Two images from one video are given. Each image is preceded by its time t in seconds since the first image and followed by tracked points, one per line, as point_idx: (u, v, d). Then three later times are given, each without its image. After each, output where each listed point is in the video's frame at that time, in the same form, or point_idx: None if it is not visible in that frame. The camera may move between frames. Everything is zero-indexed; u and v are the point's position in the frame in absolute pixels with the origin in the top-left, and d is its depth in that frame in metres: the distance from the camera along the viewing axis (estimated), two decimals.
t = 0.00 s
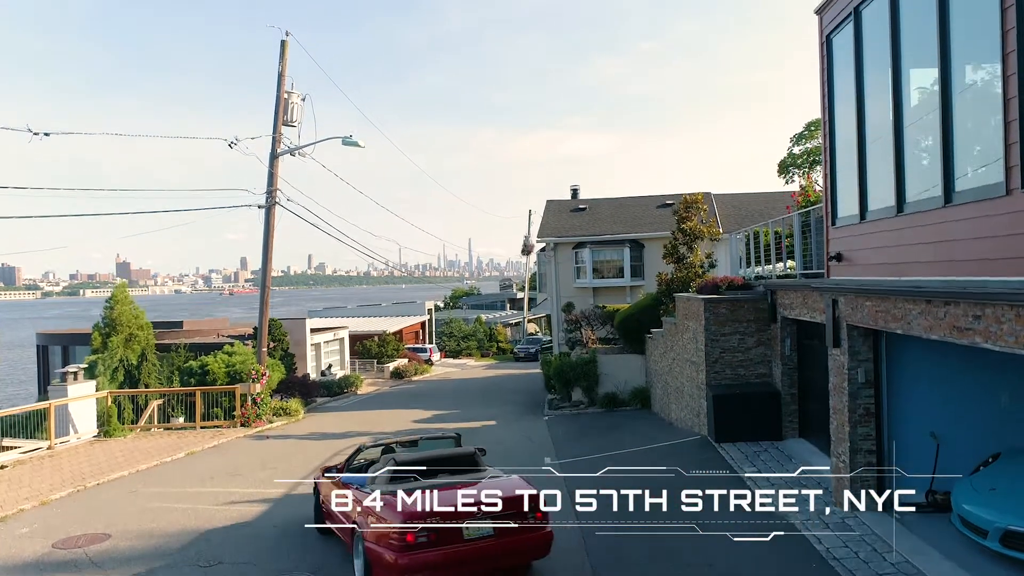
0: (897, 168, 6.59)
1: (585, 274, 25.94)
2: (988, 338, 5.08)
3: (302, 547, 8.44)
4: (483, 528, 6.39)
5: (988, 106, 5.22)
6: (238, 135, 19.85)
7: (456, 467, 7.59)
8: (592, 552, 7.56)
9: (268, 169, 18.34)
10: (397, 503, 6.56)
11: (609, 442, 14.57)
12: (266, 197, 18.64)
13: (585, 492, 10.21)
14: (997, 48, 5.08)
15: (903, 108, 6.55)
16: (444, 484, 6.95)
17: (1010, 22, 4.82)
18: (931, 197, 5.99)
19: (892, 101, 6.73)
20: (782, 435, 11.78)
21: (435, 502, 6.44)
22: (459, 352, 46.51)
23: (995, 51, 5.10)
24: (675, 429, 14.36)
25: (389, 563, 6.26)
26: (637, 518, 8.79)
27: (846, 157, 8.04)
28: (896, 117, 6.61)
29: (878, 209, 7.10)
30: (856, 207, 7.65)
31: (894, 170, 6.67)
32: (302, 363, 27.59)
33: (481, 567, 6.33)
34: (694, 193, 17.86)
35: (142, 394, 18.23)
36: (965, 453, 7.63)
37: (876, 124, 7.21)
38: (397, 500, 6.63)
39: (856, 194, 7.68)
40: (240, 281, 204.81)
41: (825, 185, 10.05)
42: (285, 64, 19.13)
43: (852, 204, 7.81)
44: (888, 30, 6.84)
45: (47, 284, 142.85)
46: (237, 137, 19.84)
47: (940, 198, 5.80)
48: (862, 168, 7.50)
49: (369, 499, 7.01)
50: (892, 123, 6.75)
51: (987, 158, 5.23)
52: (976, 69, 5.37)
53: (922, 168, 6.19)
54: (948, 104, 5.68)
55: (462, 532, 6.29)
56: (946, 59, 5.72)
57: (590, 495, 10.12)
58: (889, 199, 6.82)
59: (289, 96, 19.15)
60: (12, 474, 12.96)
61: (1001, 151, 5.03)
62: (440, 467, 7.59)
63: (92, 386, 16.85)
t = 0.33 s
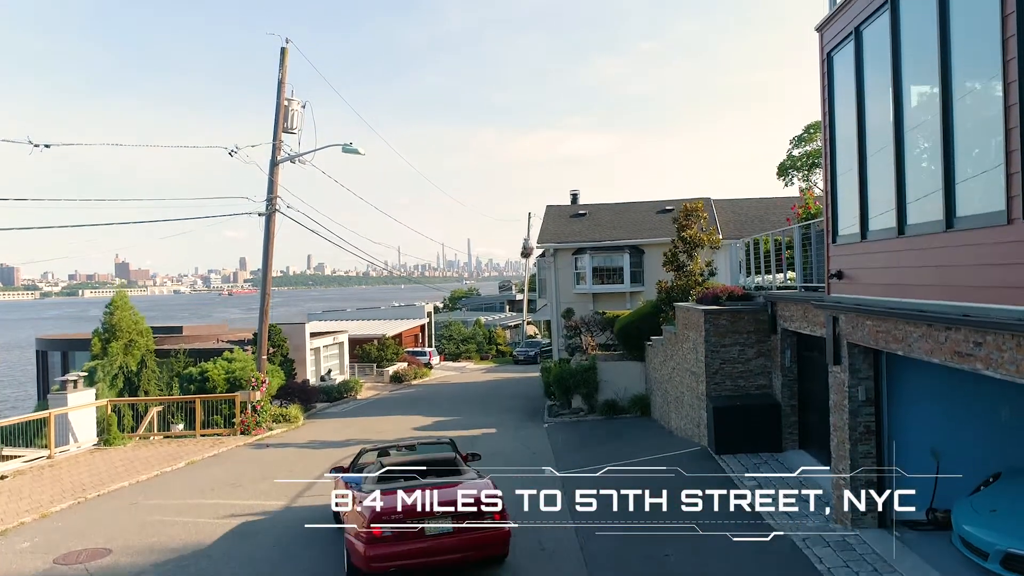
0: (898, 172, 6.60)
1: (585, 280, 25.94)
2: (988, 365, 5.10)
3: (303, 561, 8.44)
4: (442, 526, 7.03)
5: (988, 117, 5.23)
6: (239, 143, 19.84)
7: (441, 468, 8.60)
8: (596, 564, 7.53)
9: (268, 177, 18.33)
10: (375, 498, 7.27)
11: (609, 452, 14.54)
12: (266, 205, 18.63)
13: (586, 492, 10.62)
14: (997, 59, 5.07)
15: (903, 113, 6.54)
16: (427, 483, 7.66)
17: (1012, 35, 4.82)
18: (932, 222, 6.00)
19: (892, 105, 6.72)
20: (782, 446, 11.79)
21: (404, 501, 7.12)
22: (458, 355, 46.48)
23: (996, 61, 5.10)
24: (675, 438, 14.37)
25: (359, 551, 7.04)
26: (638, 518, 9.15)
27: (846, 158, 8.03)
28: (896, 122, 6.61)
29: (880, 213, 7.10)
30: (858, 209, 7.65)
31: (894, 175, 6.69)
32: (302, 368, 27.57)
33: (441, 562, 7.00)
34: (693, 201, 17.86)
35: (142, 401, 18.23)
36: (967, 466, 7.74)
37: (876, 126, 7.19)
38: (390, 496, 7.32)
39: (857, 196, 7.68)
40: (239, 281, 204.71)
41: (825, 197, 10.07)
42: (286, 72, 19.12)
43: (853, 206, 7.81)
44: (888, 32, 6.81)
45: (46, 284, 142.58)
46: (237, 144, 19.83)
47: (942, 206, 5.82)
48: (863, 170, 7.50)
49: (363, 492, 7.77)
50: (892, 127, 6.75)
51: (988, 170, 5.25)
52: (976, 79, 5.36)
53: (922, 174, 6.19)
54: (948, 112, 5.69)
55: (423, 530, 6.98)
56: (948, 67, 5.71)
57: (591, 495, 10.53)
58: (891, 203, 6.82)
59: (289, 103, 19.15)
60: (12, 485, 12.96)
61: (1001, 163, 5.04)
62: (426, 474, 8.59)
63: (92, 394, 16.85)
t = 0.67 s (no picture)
0: (898, 175, 6.60)
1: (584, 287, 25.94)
2: (989, 398, 5.11)
3: None
4: (427, 526, 7.84)
5: (987, 126, 5.24)
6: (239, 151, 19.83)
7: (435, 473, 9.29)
8: None
9: (267, 186, 18.31)
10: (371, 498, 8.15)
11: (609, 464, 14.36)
12: (266, 214, 18.62)
13: (586, 499, 10.94)
14: (996, 69, 5.09)
15: (902, 117, 6.55)
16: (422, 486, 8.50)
17: (1012, 49, 4.83)
18: (933, 252, 6.00)
19: (891, 109, 6.73)
20: (782, 460, 11.82)
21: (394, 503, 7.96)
22: (458, 357, 46.48)
23: (995, 70, 5.10)
24: (675, 449, 14.40)
25: (353, 542, 7.92)
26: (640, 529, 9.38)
27: (846, 160, 8.03)
28: (896, 126, 6.62)
29: (881, 216, 7.11)
30: (858, 212, 7.66)
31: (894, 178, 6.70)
32: (301, 374, 27.56)
33: (422, 560, 7.81)
34: (693, 210, 17.86)
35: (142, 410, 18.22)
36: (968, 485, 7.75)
37: (876, 129, 7.19)
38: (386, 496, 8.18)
39: (858, 200, 7.68)
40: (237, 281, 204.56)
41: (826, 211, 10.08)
42: (285, 81, 19.09)
43: (854, 209, 7.82)
44: (887, 33, 6.78)
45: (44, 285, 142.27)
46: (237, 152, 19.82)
47: (941, 212, 5.84)
48: (863, 174, 7.50)
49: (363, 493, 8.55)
50: (892, 132, 6.76)
51: (987, 180, 5.27)
52: (975, 85, 5.38)
53: (922, 179, 6.20)
54: (948, 120, 5.69)
55: (408, 530, 7.82)
56: (948, 73, 5.70)
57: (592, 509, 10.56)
58: (892, 206, 6.83)
59: (289, 112, 19.14)
60: (12, 498, 12.96)
61: (1001, 174, 5.06)
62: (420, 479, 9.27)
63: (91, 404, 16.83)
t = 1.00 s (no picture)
0: (899, 176, 6.58)
1: (585, 295, 25.94)
2: (991, 439, 5.12)
3: None
4: (419, 529, 9.00)
5: (988, 130, 5.22)
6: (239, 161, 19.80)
7: (437, 478, 10.40)
8: None
9: (268, 197, 18.31)
10: (375, 504, 9.35)
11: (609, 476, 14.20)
12: (266, 225, 18.61)
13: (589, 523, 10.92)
14: (996, 73, 5.07)
15: (902, 120, 6.53)
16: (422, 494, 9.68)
17: (1012, 54, 4.80)
18: (936, 288, 5.98)
19: (892, 112, 6.70)
20: (782, 477, 11.83)
21: (393, 509, 9.14)
22: (458, 362, 46.52)
23: (995, 72, 5.08)
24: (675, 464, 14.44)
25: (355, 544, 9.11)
26: (639, 554, 9.31)
27: (846, 164, 8.01)
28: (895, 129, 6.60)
29: (882, 218, 7.10)
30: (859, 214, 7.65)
31: (895, 180, 6.68)
32: (301, 382, 27.57)
33: (416, 559, 8.95)
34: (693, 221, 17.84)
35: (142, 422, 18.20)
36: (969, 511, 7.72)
37: (877, 134, 7.17)
38: (386, 503, 9.34)
39: (858, 203, 7.67)
40: (237, 282, 204.49)
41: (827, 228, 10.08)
42: (285, 91, 19.08)
43: (854, 212, 7.81)
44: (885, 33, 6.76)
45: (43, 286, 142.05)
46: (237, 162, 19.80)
47: (942, 215, 5.80)
48: (863, 177, 7.50)
49: (368, 499, 9.64)
50: (892, 136, 6.74)
51: (988, 186, 5.25)
52: (976, 88, 5.35)
53: (923, 182, 6.18)
54: (949, 124, 5.67)
55: (404, 532, 8.97)
56: (948, 75, 5.67)
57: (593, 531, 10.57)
58: (892, 208, 6.82)
59: (289, 123, 19.13)
60: (12, 513, 12.99)
61: (1001, 179, 5.04)
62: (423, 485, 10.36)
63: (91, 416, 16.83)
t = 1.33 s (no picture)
0: (901, 188, 6.56)
1: (585, 304, 25.95)
2: (995, 483, 5.13)
3: None
4: (422, 532, 9.71)
5: (990, 138, 5.17)
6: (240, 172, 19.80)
7: (442, 485, 11.27)
8: None
9: (269, 210, 18.29)
10: (382, 507, 10.04)
11: (610, 492, 14.24)
12: (267, 237, 18.60)
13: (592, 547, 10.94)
14: (1000, 82, 5.03)
15: (904, 131, 6.50)
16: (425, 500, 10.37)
17: (1016, 65, 4.78)
18: (937, 327, 5.98)
19: (894, 121, 6.68)
20: (783, 496, 11.87)
21: (398, 513, 9.82)
22: (457, 366, 46.55)
23: (998, 78, 5.05)
24: (676, 479, 14.51)
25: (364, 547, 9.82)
26: None
27: (848, 171, 7.99)
28: (898, 141, 6.57)
29: (883, 220, 7.08)
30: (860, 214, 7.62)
31: (897, 188, 6.64)
32: (300, 390, 27.57)
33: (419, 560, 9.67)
34: (693, 234, 17.83)
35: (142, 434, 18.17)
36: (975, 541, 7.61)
37: (878, 140, 7.14)
38: (392, 507, 10.06)
39: (859, 204, 7.64)
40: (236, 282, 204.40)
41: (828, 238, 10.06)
42: (286, 103, 19.07)
43: (856, 213, 7.77)
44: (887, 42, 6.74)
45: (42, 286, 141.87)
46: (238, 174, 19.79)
47: (944, 216, 5.75)
48: (864, 179, 7.47)
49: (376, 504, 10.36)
50: (895, 145, 6.71)
51: (988, 194, 5.22)
52: (978, 93, 5.32)
53: (924, 189, 6.14)
54: (951, 130, 5.64)
55: (406, 535, 9.66)
56: (951, 85, 5.66)
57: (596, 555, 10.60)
58: (894, 210, 6.79)
59: (290, 134, 19.12)
60: (14, 529, 13.01)
61: (1003, 187, 5.00)
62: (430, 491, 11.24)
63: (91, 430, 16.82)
